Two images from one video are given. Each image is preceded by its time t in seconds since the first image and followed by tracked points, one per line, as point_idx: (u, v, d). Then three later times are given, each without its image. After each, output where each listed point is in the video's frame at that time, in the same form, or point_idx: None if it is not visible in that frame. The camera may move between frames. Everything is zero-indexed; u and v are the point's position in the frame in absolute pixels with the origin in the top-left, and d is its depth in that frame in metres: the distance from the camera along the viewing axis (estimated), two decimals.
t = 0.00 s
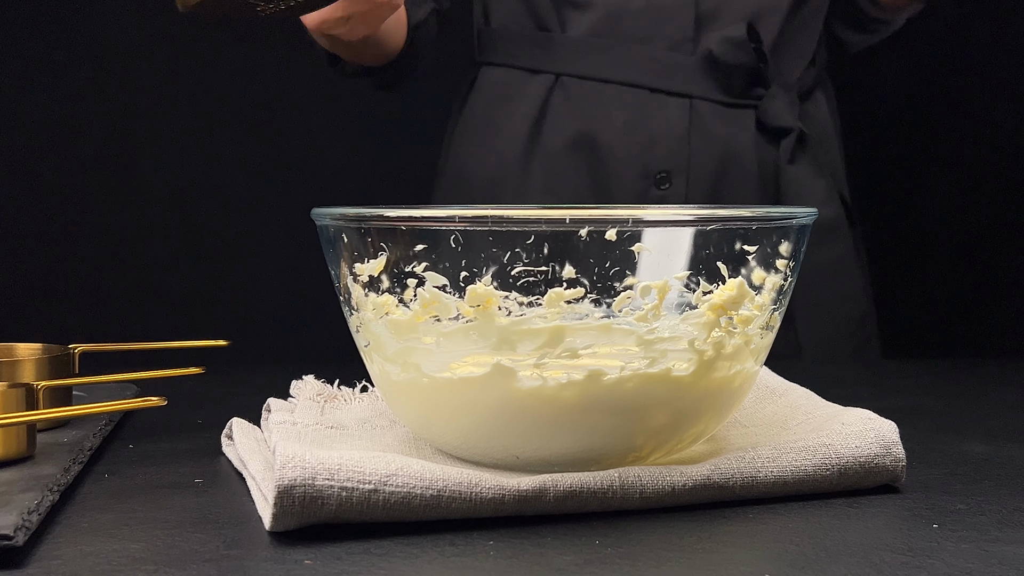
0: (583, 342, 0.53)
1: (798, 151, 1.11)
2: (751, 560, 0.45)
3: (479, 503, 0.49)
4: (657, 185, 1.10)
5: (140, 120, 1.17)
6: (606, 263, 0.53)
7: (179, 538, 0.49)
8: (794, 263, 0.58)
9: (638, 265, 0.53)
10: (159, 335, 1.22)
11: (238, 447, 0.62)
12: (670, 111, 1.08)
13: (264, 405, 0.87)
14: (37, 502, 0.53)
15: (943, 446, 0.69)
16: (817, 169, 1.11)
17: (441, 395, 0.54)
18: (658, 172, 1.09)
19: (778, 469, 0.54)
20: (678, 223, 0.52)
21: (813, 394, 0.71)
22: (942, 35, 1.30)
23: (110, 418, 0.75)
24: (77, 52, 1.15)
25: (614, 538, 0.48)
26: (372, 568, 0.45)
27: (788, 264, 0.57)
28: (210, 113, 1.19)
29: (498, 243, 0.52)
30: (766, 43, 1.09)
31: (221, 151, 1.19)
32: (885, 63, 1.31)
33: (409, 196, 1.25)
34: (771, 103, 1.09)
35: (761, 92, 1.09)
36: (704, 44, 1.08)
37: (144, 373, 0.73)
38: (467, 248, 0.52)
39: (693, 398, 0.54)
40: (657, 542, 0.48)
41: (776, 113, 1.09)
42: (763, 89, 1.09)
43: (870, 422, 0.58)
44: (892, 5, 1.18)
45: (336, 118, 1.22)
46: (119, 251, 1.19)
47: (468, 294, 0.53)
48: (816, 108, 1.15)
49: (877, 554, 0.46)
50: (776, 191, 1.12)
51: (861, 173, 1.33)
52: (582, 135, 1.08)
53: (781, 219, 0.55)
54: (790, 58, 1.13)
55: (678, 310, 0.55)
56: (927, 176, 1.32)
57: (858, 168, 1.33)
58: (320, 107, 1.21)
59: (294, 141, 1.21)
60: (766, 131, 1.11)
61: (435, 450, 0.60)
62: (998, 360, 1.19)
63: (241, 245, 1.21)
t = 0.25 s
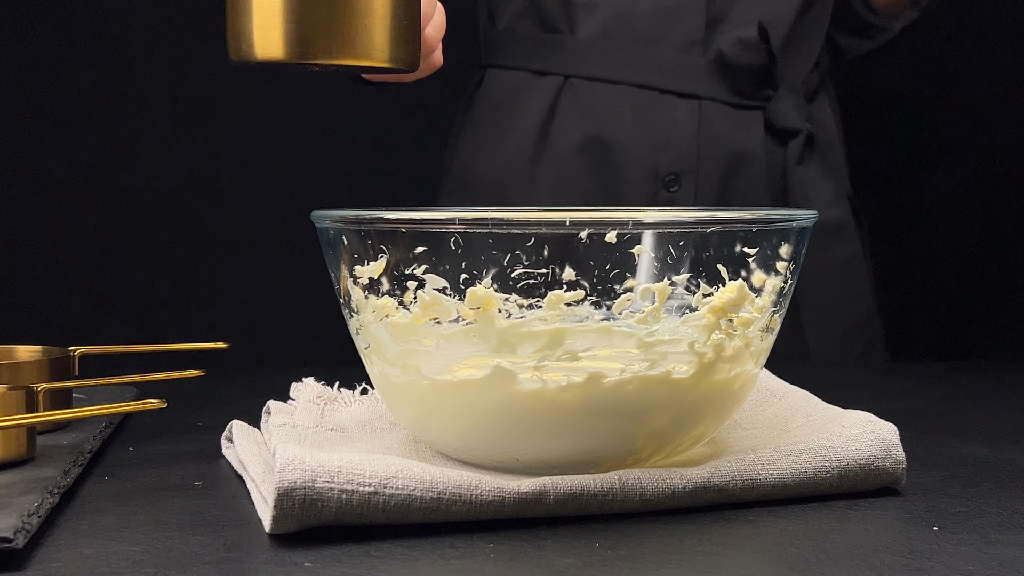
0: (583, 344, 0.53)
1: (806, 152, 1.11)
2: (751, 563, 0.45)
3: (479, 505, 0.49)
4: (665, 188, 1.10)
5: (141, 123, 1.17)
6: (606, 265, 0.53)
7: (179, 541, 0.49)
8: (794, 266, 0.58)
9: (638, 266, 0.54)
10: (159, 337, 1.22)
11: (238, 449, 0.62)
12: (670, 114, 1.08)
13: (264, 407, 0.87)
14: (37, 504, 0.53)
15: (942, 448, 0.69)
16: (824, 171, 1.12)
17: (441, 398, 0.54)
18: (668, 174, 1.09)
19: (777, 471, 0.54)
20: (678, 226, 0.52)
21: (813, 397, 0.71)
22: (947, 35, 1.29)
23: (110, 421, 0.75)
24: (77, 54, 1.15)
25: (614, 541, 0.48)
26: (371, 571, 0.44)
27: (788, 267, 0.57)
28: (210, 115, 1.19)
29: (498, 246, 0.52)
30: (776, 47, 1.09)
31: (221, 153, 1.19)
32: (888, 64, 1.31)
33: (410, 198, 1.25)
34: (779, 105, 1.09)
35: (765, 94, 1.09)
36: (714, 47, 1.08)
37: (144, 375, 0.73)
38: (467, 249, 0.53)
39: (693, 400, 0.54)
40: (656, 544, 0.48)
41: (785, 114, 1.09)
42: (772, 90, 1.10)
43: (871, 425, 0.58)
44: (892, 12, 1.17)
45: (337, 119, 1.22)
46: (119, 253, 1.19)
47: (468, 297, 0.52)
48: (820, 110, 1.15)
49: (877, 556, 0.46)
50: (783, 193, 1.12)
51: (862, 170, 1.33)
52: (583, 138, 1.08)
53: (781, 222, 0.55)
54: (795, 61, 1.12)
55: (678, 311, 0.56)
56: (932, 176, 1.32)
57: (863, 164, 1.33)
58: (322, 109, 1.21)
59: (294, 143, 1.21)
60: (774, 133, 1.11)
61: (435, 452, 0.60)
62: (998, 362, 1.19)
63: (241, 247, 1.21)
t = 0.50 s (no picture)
0: (583, 346, 0.52)
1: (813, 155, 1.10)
2: (751, 565, 0.45)
3: (479, 507, 0.49)
4: (672, 192, 1.11)
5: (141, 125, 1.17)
6: (606, 267, 0.53)
7: (178, 543, 0.49)
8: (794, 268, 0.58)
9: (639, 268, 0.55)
10: (158, 339, 1.22)
11: (238, 452, 0.62)
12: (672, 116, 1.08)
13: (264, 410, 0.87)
14: (37, 507, 0.53)
15: (943, 451, 0.69)
16: (833, 173, 1.11)
17: (441, 400, 0.54)
18: (674, 177, 1.09)
19: (777, 473, 0.54)
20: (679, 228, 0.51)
21: (813, 399, 0.71)
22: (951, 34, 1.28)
23: (110, 424, 0.75)
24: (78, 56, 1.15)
25: (614, 543, 0.48)
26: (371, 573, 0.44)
27: (788, 269, 0.57)
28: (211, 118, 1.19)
29: (498, 248, 0.52)
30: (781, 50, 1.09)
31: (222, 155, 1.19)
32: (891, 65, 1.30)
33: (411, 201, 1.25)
34: (786, 107, 1.09)
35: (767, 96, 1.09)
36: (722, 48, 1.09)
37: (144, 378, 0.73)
38: (467, 251, 0.53)
39: (693, 402, 0.54)
40: (656, 546, 0.48)
41: (792, 118, 1.09)
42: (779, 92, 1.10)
43: (871, 427, 0.58)
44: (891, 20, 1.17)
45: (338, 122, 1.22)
46: (119, 256, 1.19)
47: (468, 299, 0.52)
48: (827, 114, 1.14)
49: (877, 559, 0.46)
50: (790, 196, 1.11)
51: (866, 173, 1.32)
52: (583, 140, 1.08)
53: (781, 224, 0.55)
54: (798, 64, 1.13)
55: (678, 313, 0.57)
56: (938, 177, 1.30)
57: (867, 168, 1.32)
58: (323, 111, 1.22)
59: (295, 146, 1.21)
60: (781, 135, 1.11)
61: (435, 454, 0.60)
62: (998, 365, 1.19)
63: (241, 249, 1.21)
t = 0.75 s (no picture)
0: (583, 349, 0.52)
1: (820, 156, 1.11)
2: (750, 568, 0.45)
3: (480, 510, 0.49)
4: (677, 194, 1.10)
5: (142, 126, 1.17)
6: (606, 269, 0.54)
7: (178, 545, 0.49)
8: (794, 270, 0.58)
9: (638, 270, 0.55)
10: (158, 342, 1.22)
11: (238, 454, 0.62)
12: (672, 118, 1.08)
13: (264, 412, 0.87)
14: (37, 509, 0.53)
15: (943, 453, 0.69)
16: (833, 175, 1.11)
17: (441, 403, 0.54)
18: (679, 181, 1.09)
19: (778, 476, 0.54)
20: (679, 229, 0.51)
21: (813, 401, 0.71)
22: (953, 36, 1.28)
23: (110, 426, 0.75)
24: (78, 58, 1.15)
25: (614, 545, 0.48)
26: None
27: (788, 271, 0.57)
28: (212, 119, 1.19)
29: (498, 250, 0.52)
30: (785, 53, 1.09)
31: (223, 158, 1.19)
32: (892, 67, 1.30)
33: (412, 203, 1.25)
34: (792, 109, 1.09)
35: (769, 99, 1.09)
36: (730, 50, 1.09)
37: (143, 380, 0.73)
38: (467, 253, 0.53)
39: (693, 405, 0.54)
40: (656, 549, 0.48)
41: (798, 119, 1.09)
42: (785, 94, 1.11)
43: (871, 430, 0.58)
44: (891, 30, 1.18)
45: (340, 124, 1.22)
46: (120, 258, 1.19)
47: (468, 301, 0.52)
48: (831, 117, 1.14)
49: (877, 561, 0.46)
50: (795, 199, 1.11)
51: (868, 174, 1.31)
52: (583, 142, 1.08)
53: (782, 226, 0.55)
54: (801, 67, 1.13)
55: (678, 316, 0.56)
56: (939, 179, 1.30)
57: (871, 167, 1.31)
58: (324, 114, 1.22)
59: (296, 148, 1.21)
60: (788, 138, 1.10)
61: (435, 456, 0.60)
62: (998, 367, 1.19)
63: (241, 251, 1.21)
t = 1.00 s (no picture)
0: (583, 351, 0.53)
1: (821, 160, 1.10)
2: (750, 570, 0.45)
3: (480, 512, 0.49)
4: (676, 198, 1.10)
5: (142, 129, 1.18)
6: (606, 272, 0.54)
7: (178, 548, 0.49)
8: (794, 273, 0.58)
9: (638, 271, 0.54)
10: (158, 344, 1.22)
11: (238, 457, 0.62)
12: (673, 120, 1.08)
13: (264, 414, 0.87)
14: (37, 512, 0.53)
15: (944, 456, 0.69)
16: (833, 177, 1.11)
17: (441, 405, 0.54)
18: (678, 184, 1.09)
19: (777, 478, 0.54)
20: (679, 232, 0.52)
21: (813, 404, 0.71)
22: (954, 39, 1.28)
23: (109, 428, 0.75)
24: (79, 60, 1.15)
25: (613, 548, 0.48)
26: None
27: (788, 274, 0.57)
28: (212, 122, 1.19)
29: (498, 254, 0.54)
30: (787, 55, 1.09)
31: (223, 160, 1.20)
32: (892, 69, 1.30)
33: (412, 206, 1.25)
34: (792, 113, 1.09)
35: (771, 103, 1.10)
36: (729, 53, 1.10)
37: (143, 382, 0.73)
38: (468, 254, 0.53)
39: (694, 407, 0.54)
40: (655, 551, 0.48)
41: (799, 122, 1.08)
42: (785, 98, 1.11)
43: (871, 432, 0.58)
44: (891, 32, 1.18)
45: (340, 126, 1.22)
46: (120, 260, 1.19)
47: (468, 304, 0.52)
48: (831, 119, 1.15)
49: (877, 563, 0.46)
50: (795, 203, 1.11)
51: (868, 176, 1.31)
52: (583, 145, 1.08)
53: (782, 229, 0.55)
54: (801, 70, 1.13)
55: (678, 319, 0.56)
56: (939, 182, 1.30)
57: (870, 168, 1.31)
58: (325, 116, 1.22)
59: (296, 150, 1.21)
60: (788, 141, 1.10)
61: (435, 459, 0.60)
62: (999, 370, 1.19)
63: (242, 254, 1.21)
